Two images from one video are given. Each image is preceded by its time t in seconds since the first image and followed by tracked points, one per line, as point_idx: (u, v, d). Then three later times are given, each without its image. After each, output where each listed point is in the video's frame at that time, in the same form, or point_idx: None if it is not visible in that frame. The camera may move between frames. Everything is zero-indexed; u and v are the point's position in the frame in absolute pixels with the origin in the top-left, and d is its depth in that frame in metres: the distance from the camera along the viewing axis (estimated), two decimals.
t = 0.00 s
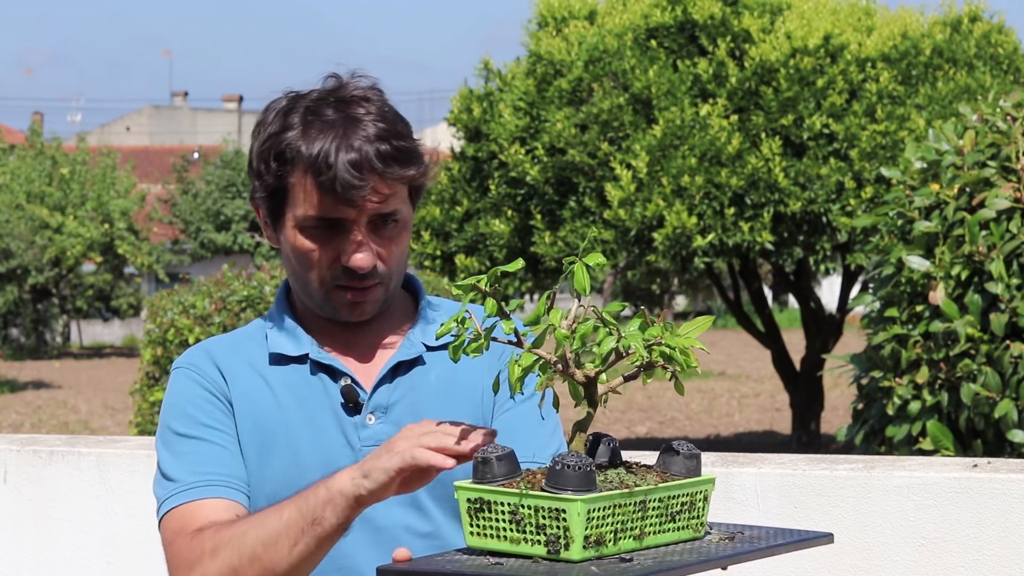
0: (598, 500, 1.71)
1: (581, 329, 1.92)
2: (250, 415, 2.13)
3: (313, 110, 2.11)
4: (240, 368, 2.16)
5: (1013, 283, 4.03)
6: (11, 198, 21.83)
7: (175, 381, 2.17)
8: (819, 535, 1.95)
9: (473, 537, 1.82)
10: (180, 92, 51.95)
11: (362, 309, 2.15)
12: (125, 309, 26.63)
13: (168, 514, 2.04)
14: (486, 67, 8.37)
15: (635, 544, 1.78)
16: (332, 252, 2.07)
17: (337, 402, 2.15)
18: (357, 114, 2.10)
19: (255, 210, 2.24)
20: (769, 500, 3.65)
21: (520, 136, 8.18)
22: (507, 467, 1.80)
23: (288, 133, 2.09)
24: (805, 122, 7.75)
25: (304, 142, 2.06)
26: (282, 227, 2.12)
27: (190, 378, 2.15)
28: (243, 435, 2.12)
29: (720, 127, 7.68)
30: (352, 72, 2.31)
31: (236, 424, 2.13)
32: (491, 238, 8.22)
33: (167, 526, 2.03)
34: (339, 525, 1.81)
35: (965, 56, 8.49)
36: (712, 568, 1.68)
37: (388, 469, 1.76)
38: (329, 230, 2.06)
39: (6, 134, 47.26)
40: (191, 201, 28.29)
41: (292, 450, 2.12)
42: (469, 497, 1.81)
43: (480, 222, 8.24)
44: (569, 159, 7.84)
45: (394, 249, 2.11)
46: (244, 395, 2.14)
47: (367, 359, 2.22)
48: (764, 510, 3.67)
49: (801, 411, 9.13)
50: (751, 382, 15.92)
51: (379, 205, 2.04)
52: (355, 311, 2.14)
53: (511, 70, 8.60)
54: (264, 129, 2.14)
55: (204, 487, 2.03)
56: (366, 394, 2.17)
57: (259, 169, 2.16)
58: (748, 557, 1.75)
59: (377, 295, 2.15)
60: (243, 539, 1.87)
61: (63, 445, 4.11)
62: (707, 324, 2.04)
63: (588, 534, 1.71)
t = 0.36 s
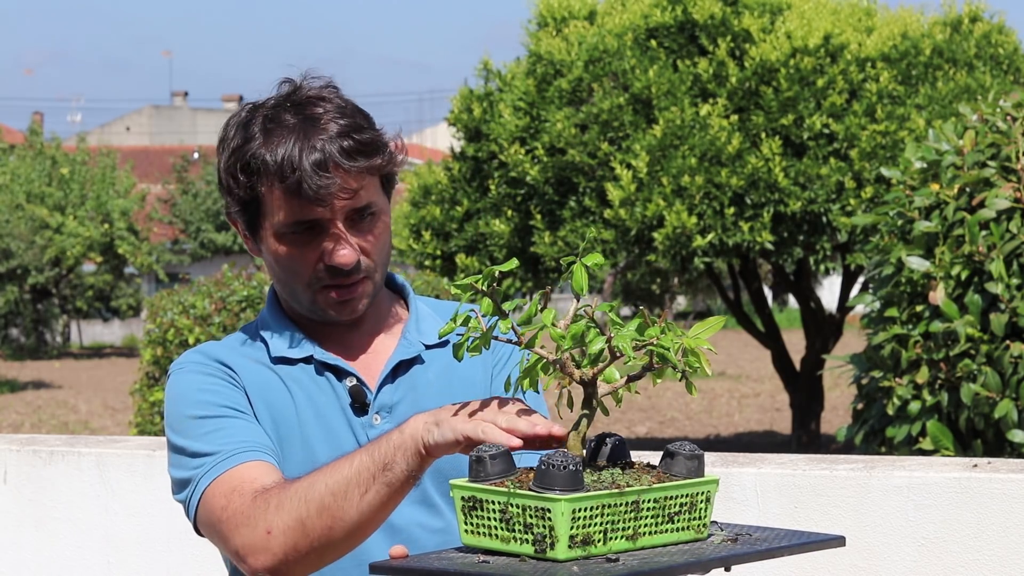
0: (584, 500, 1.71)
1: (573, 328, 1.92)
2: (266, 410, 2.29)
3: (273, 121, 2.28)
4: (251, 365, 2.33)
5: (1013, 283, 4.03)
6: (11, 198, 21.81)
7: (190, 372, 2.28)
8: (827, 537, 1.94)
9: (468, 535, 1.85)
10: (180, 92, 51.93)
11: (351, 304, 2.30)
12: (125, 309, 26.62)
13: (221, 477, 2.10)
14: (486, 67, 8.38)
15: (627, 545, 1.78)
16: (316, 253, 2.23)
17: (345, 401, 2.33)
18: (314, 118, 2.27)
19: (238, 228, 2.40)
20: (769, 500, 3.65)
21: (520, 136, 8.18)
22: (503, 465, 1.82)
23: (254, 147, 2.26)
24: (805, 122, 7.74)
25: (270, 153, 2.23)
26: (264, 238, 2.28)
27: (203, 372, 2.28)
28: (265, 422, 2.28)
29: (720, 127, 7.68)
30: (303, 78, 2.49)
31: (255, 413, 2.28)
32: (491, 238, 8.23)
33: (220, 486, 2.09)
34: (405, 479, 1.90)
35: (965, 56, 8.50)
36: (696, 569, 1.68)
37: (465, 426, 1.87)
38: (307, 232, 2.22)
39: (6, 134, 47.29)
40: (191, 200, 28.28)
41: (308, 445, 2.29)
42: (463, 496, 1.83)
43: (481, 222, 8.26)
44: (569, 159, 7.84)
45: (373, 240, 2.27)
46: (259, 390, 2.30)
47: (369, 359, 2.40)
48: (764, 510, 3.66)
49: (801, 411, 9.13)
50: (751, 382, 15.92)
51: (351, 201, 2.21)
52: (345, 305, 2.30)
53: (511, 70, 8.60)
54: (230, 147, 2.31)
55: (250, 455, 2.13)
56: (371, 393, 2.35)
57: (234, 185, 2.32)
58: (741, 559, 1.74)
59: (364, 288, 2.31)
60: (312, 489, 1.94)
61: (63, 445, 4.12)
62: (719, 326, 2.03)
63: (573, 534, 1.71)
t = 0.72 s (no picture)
0: (583, 500, 1.71)
1: (573, 328, 1.92)
2: (276, 403, 2.28)
3: (288, 113, 2.28)
4: (261, 357, 2.33)
5: (1013, 283, 4.03)
6: (11, 198, 21.79)
7: (200, 362, 2.28)
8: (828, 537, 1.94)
9: (468, 535, 1.85)
10: (180, 93, 51.92)
11: (364, 300, 2.31)
12: (125, 309, 26.62)
13: (231, 468, 2.10)
14: (486, 67, 8.38)
15: (628, 544, 1.78)
16: (329, 248, 2.24)
17: (351, 397, 2.33)
18: (330, 113, 2.27)
19: (253, 220, 2.40)
20: (769, 500, 3.65)
21: (520, 136, 8.18)
22: (503, 465, 1.82)
23: (269, 140, 2.26)
24: (805, 122, 7.74)
25: (286, 147, 2.23)
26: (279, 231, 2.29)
27: (212, 363, 2.28)
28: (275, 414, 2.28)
29: (721, 126, 7.68)
30: (319, 72, 2.49)
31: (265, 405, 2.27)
32: (491, 238, 8.23)
33: (230, 477, 2.09)
34: (417, 479, 1.92)
35: (965, 56, 8.49)
36: (696, 568, 1.68)
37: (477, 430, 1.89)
38: (320, 227, 2.23)
39: (6, 134, 47.31)
40: (191, 200, 28.26)
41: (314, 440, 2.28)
42: (463, 496, 1.84)
43: (480, 222, 8.26)
44: (570, 159, 7.84)
45: (387, 235, 2.27)
46: (269, 382, 2.30)
47: (376, 357, 2.40)
48: (764, 510, 3.66)
49: (801, 411, 9.14)
50: (751, 382, 15.92)
51: (365, 195, 2.21)
52: (358, 301, 2.31)
53: (511, 70, 8.60)
54: (246, 139, 2.31)
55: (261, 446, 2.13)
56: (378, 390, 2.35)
57: (249, 178, 2.32)
58: (739, 559, 1.74)
59: (377, 284, 2.31)
60: (324, 486, 1.94)
61: (63, 445, 4.11)
62: (719, 326, 2.03)
63: (574, 533, 1.71)
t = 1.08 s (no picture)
0: (585, 501, 1.71)
1: (574, 329, 1.91)
2: (310, 386, 2.27)
3: (330, 118, 2.31)
4: (304, 339, 2.32)
5: (1013, 283, 4.03)
6: (11, 198, 21.78)
7: (241, 334, 2.27)
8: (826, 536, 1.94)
9: (469, 536, 1.84)
10: (180, 93, 51.91)
11: (418, 296, 2.31)
12: (125, 309, 26.62)
13: (251, 447, 2.07)
14: (486, 67, 8.38)
15: (629, 544, 1.78)
16: (377, 244, 2.25)
17: (389, 393, 2.32)
18: (365, 111, 2.29)
19: (312, 227, 2.44)
20: (769, 501, 3.64)
21: (520, 136, 8.17)
22: (503, 466, 1.82)
23: (312, 145, 2.30)
24: (805, 122, 7.74)
25: (326, 149, 2.27)
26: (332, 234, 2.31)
27: (256, 336, 2.27)
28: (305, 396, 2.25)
29: (721, 127, 7.68)
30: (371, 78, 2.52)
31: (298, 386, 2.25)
32: (491, 238, 8.24)
33: (240, 460, 2.07)
34: (420, 478, 1.91)
35: (965, 56, 8.50)
36: (698, 569, 1.68)
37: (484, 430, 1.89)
38: (366, 225, 2.24)
39: (6, 134, 47.33)
40: (191, 201, 28.25)
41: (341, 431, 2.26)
42: (464, 496, 1.83)
43: (480, 222, 8.26)
44: (570, 159, 7.84)
45: (434, 230, 2.28)
46: (307, 364, 2.28)
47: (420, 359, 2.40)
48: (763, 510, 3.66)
49: (801, 411, 9.14)
50: (751, 382, 15.93)
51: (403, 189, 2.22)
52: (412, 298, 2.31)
53: (511, 70, 8.60)
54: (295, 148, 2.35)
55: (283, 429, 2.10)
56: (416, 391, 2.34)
57: (302, 186, 2.36)
58: (737, 558, 1.74)
59: (429, 278, 2.31)
60: (330, 478, 1.93)
61: (63, 444, 4.11)
62: (718, 324, 2.02)
63: (577, 534, 1.71)
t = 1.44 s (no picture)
0: (570, 501, 1.71)
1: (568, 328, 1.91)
2: (302, 395, 2.21)
3: (369, 103, 2.24)
4: (302, 344, 2.26)
5: (1013, 283, 4.03)
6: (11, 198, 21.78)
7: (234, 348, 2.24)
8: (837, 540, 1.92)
9: (462, 533, 1.85)
10: (180, 93, 51.90)
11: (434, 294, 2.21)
12: (125, 309, 26.62)
13: (213, 488, 2.10)
14: (486, 67, 8.38)
15: (620, 545, 1.78)
16: (398, 235, 2.16)
17: (393, 395, 2.24)
18: (405, 102, 2.23)
19: (330, 214, 2.35)
20: (769, 500, 3.64)
21: (520, 136, 8.17)
22: (500, 464, 1.81)
23: (347, 127, 2.22)
24: (805, 122, 7.74)
25: (360, 131, 2.19)
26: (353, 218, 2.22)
27: (247, 351, 2.22)
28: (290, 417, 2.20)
29: (721, 127, 7.67)
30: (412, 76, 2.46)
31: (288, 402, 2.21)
32: (491, 238, 8.24)
33: (195, 501, 2.12)
34: (348, 534, 1.92)
35: (965, 56, 8.51)
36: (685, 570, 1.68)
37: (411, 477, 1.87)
38: (392, 213, 2.15)
39: (6, 134, 47.34)
40: (191, 201, 28.24)
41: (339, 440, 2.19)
42: (458, 494, 1.83)
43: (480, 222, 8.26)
44: (570, 159, 7.84)
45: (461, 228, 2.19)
46: (299, 373, 2.22)
47: (431, 360, 2.31)
48: (764, 510, 3.66)
49: (801, 411, 9.15)
50: (751, 382, 15.94)
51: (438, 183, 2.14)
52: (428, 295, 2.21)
53: (511, 70, 8.61)
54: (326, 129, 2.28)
55: (243, 471, 2.10)
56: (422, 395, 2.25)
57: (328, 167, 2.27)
58: (725, 562, 1.74)
59: (447, 277, 2.21)
60: (261, 536, 1.98)
61: (63, 445, 4.11)
62: (731, 327, 2.02)
63: (560, 534, 1.71)
